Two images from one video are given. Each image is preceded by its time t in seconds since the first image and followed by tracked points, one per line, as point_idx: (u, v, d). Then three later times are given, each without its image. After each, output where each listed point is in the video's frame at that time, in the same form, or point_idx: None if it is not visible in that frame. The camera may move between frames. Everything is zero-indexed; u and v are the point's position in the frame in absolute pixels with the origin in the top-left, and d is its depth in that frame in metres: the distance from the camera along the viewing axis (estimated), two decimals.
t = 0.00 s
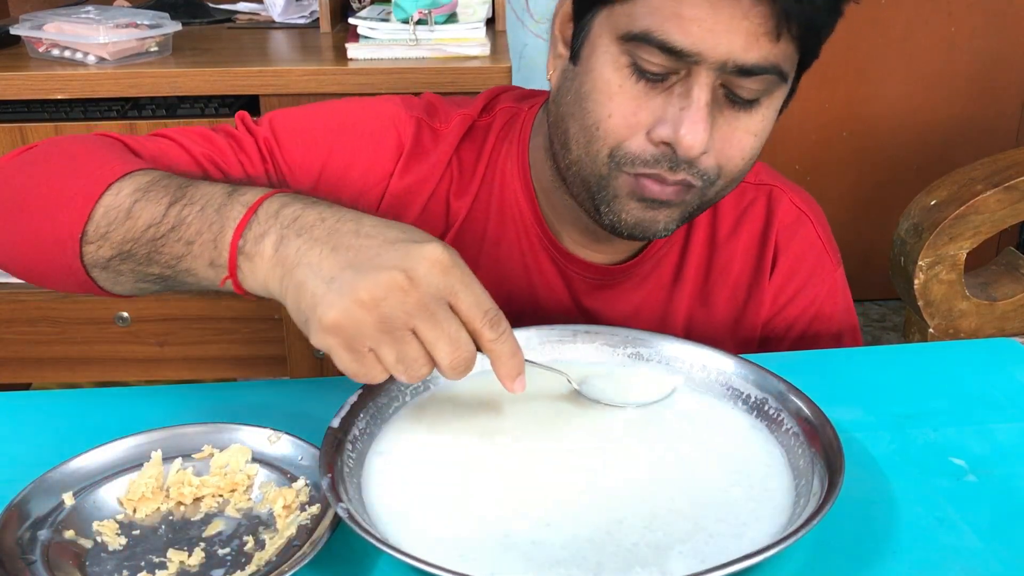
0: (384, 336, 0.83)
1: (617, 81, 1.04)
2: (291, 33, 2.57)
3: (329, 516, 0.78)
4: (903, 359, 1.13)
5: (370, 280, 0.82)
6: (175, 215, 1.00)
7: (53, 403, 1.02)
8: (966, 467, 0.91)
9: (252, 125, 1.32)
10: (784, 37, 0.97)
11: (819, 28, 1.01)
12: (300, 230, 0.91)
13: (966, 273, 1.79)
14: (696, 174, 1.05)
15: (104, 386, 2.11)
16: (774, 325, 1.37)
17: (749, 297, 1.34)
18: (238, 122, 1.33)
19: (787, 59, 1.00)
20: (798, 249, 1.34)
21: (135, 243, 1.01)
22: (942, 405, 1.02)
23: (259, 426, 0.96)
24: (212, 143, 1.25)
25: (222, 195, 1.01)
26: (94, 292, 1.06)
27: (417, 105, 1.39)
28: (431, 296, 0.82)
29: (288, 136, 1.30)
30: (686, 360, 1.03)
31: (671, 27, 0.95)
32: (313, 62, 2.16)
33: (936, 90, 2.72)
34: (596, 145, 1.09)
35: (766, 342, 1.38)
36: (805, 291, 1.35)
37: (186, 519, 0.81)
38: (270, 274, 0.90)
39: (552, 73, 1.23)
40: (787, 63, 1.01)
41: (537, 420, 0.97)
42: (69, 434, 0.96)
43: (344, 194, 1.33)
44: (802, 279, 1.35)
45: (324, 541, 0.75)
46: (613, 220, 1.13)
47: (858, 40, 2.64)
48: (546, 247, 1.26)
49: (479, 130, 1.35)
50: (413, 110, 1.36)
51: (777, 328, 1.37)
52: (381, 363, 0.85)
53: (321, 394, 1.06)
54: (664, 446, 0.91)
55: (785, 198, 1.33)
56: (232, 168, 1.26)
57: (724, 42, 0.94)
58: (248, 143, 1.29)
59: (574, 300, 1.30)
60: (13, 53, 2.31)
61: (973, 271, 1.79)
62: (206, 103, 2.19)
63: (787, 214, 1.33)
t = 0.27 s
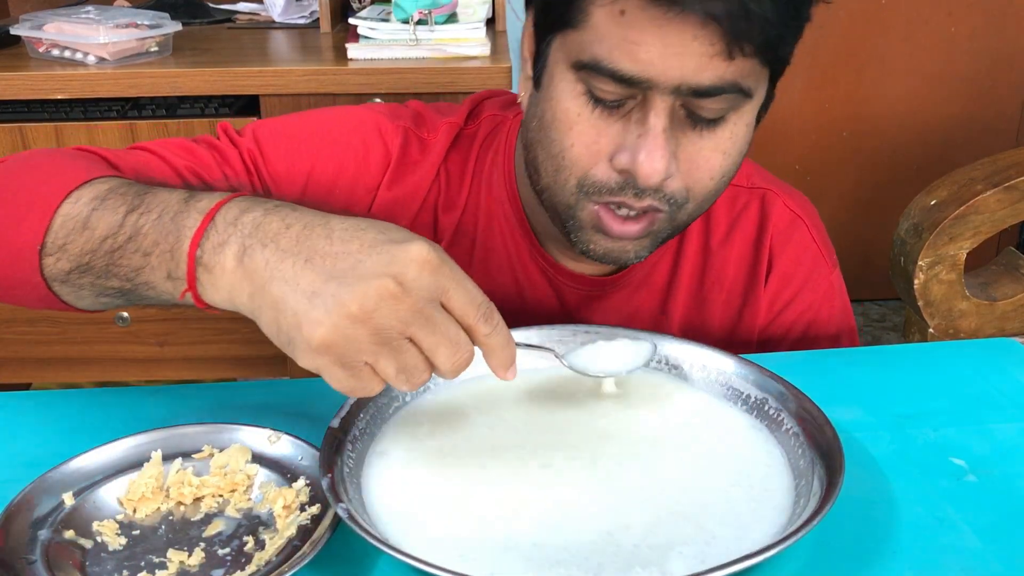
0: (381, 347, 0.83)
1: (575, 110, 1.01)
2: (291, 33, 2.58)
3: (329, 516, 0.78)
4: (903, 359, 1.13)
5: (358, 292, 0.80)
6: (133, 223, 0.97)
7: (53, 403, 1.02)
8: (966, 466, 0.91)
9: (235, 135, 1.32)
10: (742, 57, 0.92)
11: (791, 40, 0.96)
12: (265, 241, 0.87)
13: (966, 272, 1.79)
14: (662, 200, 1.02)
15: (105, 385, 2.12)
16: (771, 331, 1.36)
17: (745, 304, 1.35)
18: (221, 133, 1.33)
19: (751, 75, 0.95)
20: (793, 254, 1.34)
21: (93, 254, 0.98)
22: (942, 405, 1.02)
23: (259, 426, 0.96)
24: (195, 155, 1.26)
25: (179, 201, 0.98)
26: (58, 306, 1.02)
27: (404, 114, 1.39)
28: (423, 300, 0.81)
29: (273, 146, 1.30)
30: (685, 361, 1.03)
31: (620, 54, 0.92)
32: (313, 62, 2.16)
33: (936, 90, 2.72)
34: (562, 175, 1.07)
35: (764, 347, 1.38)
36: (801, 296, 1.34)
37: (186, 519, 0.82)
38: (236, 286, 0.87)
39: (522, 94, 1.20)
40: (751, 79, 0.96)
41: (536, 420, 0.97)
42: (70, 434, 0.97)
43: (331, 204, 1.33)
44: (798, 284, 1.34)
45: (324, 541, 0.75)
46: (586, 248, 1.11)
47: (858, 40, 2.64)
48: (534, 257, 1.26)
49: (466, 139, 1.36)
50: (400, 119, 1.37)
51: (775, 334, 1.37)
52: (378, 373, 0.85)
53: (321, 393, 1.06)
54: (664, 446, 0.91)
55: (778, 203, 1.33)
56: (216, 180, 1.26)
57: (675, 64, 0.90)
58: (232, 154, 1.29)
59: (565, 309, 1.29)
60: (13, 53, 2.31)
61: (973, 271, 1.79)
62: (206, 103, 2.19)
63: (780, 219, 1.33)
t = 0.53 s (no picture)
0: (396, 325, 0.81)
1: (542, 138, 0.99)
2: (291, 32, 2.57)
3: (329, 516, 0.78)
4: (903, 359, 1.13)
5: (367, 268, 0.78)
6: (99, 210, 0.94)
7: (54, 403, 1.02)
8: (966, 466, 0.91)
9: (215, 143, 1.31)
10: (708, 80, 0.88)
11: (761, 57, 0.92)
12: (246, 221, 0.84)
13: (966, 272, 1.79)
14: (639, 227, 1.00)
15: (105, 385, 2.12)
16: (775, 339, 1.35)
17: (744, 314, 1.35)
18: (199, 141, 1.31)
19: (721, 95, 0.92)
20: (792, 262, 1.33)
21: (57, 246, 0.94)
22: (942, 405, 1.02)
23: (259, 426, 0.96)
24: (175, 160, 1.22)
25: (145, 184, 0.95)
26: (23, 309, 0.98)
27: (391, 123, 1.39)
28: (433, 271, 0.80)
29: (258, 155, 1.30)
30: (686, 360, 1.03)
31: (579, 83, 0.89)
32: (313, 62, 2.16)
33: (936, 90, 2.72)
34: (537, 203, 1.06)
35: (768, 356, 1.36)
36: (802, 305, 1.34)
37: (186, 519, 0.82)
38: (216, 271, 0.84)
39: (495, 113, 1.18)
40: (721, 100, 0.92)
41: (536, 420, 0.97)
42: (71, 435, 0.96)
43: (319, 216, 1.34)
44: (798, 292, 1.34)
45: (324, 540, 0.75)
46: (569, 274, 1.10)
47: (858, 40, 2.64)
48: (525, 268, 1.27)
49: (453, 148, 1.36)
50: (387, 128, 1.37)
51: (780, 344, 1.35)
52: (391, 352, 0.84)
53: (322, 393, 1.06)
54: (664, 445, 0.91)
55: (776, 210, 1.32)
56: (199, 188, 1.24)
57: (635, 90, 0.87)
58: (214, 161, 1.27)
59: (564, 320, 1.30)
60: (13, 53, 2.31)
61: (973, 271, 1.79)
62: (206, 103, 2.19)
63: (778, 227, 1.32)
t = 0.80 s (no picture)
0: (402, 300, 0.83)
1: (513, 159, 0.98)
2: (291, 33, 2.57)
3: (329, 516, 0.78)
4: (904, 359, 1.13)
5: (370, 243, 0.80)
6: (74, 202, 0.93)
7: (54, 404, 1.02)
8: (966, 466, 0.91)
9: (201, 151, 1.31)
10: (681, 81, 0.87)
11: (737, 56, 0.92)
12: (234, 202, 0.85)
13: (967, 273, 1.79)
14: (617, 244, 1.00)
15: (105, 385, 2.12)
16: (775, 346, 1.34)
17: (743, 320, 1.35)
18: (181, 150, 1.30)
19: (699, 97, 0.91)
20: (789, 268, 1.33)
21: (31, 242, 0.92)
22: (942, 406, 1.02)
23: (258, 426, 0.96)
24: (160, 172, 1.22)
25: (120, 173, 0.95)
26: None
27: (379, 131, 1.38)
28: (435, 243, 0.82)
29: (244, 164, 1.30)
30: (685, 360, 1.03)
31: (547, 95, 0.89)
32: (313, 62, 2.16)
33: (936, 90, 2.72)
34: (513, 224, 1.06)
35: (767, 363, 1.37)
36: (801, 311, 1.33)
37: (185, 519, 0.82)
38: (203, 253, 0.84)
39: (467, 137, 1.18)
40: (699, 103, 0.91)
41: (536, 420, 0.97)
42: (70, 436, 0.96)
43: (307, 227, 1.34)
44: (796, 298, 1.33)
45: (324, 540, 0.75)
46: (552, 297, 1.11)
47: (858, 40, 2.64)
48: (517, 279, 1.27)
49: (441, 156, 1.36)
50: (374, 136, 1.36)
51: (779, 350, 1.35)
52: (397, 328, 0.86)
53: (322, 394, 1.06)
54: (664, 446, 0.91)
55: (771, 216, 1.31)
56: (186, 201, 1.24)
57: (606, 100, 0.86)
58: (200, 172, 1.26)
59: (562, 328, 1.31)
60: (13, 53, 2.31)
61: (973, 271, 1.79)
62: (206, 103, 2.18)
63: (774, 234, 1.32)
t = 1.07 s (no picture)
0: (384, 281, 0.82)
1: (483, 186, 0.99)
2: (291, 33, 2.57)
3: (329, 515, 0.78)
4: (903, 359, 1.13)
5: (354, 219, 0.79)
6: (54, 189, 0.94)
7: (54, 403, 1.02)
8: (966, 466, 0.91)
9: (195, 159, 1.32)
10: (636, 113, 0.87)
11: (696, 81, 0.92)
12: (214, 183, 0.86)
13: (967, 272, 1.79)
14: (588, 269, 1.00)
15: (106, 385, 2.12)
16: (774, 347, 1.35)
17: (741, 322, 1.35)
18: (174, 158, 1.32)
19: (658, 125, 0.90)
20: (787, 269, 1.33)
21: (11, 233, 0.93)
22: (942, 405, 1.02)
23: (258, 426, 0.96)
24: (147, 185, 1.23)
25: (100, 162, 0.95)
26: None
27: (371, 134, 1.38)
28: (421, 224, 0.81)
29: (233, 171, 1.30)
30: (686, 360, 1.03)
31: (506, 130, 0.89)
32: (312, 63, 2.16)
33: (936, 90, 2.72)
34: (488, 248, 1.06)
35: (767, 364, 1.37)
36: (800, 312, 1.33)
37: (186, 519, 0.82)
38: (183, 235, 0.84)
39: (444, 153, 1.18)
40: (658, 127, 0.91)
41: (537, 420, 0.97)
42: (71, 434, 0.96)
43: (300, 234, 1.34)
44: (795, 299, 1.33)
45: (324, 540, 0.75)
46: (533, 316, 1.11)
47: (858, 40, 2.64)
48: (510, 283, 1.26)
49: (432, 158, 1.35)
50: (367, 139, 1.36)
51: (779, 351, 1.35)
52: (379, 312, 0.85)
53: (322, 394, 1.06)
54: (665, 446, 0.91)
55: (768, 218, 1.31)
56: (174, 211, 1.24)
57: (563, 135, 0.86)
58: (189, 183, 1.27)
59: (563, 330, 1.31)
60: (13, 53, 2.31)
61: (973, 271, 1.79)
62: (206, 103, 2.18)
63: (772, 236, 1.31)
